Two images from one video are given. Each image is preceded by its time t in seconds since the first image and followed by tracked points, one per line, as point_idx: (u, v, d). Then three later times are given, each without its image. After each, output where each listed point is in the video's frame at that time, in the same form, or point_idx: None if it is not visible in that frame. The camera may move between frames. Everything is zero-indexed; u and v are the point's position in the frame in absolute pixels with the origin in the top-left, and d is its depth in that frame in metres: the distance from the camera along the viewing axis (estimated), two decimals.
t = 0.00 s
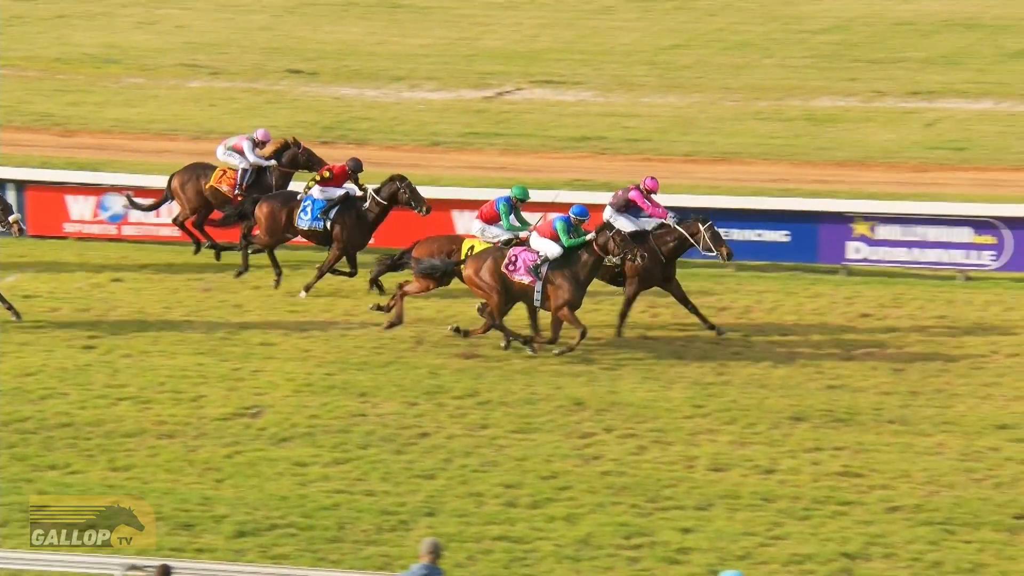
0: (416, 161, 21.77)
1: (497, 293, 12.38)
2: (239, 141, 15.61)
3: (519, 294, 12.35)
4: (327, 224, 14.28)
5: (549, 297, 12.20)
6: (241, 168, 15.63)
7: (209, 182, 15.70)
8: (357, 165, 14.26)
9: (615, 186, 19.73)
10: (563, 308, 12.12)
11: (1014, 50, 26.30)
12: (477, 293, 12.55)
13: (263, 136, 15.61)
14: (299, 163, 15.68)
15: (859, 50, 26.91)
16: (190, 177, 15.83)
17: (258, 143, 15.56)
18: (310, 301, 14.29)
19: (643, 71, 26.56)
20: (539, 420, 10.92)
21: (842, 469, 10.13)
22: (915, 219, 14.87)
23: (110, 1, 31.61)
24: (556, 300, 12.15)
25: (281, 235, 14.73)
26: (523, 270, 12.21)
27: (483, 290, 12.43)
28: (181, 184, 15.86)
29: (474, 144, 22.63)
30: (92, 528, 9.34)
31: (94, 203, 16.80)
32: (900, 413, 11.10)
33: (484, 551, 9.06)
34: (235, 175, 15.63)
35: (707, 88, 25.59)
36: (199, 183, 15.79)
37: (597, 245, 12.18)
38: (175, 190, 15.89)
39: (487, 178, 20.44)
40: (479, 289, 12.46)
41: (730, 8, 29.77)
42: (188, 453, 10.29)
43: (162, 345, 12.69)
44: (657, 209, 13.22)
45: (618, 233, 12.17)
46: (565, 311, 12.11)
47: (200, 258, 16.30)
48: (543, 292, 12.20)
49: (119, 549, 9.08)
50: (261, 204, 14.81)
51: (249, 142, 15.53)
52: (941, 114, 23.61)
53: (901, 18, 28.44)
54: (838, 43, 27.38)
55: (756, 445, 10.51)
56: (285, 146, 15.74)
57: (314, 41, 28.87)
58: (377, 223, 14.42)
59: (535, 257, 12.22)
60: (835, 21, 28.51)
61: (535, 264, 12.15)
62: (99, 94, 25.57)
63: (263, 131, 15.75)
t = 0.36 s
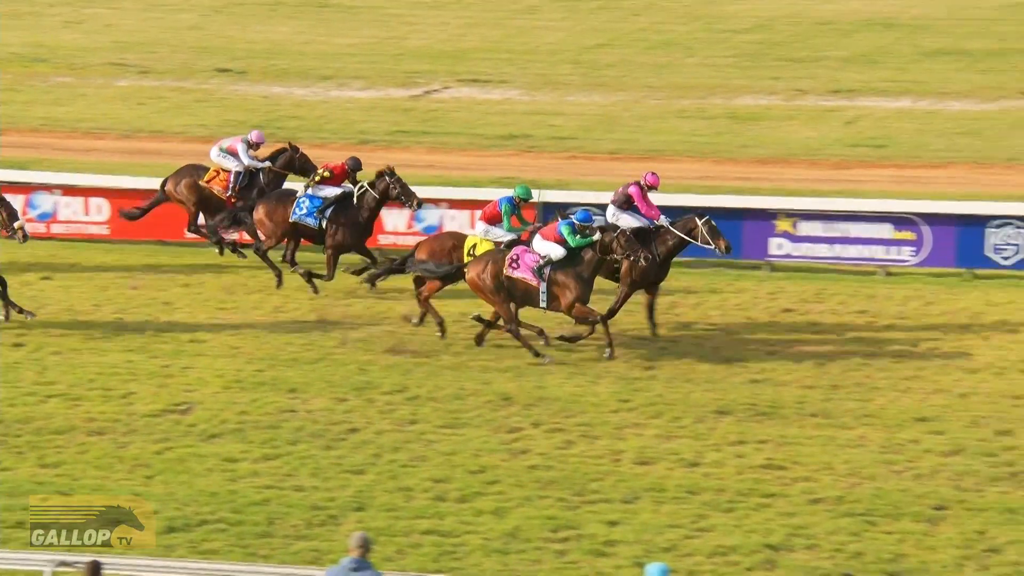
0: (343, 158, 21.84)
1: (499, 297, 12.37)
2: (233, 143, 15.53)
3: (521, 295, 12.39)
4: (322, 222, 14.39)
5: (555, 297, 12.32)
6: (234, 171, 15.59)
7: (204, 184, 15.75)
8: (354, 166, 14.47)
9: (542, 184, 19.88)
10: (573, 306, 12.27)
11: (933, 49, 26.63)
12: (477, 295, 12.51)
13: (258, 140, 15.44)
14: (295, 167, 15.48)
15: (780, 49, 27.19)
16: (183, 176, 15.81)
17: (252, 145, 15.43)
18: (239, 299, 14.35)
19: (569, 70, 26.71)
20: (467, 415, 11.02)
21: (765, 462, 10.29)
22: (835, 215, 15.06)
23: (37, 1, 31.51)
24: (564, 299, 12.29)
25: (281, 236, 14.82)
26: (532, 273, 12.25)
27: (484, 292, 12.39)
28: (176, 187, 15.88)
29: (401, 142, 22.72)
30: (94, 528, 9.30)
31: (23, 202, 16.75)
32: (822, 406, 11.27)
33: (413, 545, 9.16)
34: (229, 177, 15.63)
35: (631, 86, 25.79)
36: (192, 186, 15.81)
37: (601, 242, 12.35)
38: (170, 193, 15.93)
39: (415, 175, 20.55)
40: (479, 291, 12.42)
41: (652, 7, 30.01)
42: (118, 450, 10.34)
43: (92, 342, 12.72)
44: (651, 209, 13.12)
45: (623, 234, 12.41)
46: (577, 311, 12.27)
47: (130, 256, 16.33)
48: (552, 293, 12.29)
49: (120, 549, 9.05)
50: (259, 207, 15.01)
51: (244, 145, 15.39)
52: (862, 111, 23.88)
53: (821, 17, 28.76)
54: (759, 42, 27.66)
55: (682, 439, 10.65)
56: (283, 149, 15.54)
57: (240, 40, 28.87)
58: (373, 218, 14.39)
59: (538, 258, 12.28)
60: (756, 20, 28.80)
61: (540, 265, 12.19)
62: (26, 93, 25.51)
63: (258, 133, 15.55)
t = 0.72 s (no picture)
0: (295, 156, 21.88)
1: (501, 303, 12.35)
2: (228, 144, 15.68)
3: (521, 297, 12.35)
4: (317, 223, 14.49)
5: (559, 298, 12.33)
6: (227, 171, 15.76)
7: (197, 185, 15.93)
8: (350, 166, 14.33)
9: (493, 182, 19.96)
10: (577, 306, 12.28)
11: (879, 48, 26.82)
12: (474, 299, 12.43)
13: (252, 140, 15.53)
14: (291, 170, 15.44)
15: (727, 48, 27.34)
16: (178, 179, 16.04)
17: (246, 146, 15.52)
18: (192, 296, 14.39)
19: (519, 69, 26.79)
20: (418, 412, 11.10)
21: (714, 457, 10.39)
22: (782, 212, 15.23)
23: None
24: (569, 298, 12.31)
25: (279, 237, 14.90)
26: (534, 277, 12.23)
27: (483, 295, 12.32)
28: (171, 191, 16.11)
29: (353, 140, 22.77)
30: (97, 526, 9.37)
31: None
32: (769, 402, 11.39)
33: (364, 540, 9.22)
34: (221, 178, 15.81)
35: (581, 85, 25.90)
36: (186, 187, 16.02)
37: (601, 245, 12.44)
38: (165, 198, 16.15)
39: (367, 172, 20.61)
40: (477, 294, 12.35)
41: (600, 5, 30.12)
42: (70, 447, 10.37)
43: (44, 340, 12.74)
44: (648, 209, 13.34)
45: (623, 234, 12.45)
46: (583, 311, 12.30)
47: (82, 254, 16.36)
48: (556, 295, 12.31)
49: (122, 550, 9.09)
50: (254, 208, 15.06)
51: (239, 145, 15.52)
52: (809, 109, 24.04)
53: (767, 16, 28.93)
54: (707, 41, 27.80)
55: (631, 434, 10.76)
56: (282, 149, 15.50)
57: (191, 39, 28.85)
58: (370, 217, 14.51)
59: (539, 260, 12.26)
60: (704, 19, 28.96)
61: (542, 266, 12.19)
62: None
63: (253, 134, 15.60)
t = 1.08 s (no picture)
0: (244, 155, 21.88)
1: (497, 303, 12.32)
2: (222, 144, 15.68)
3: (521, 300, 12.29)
4: (312, 224, 14.49)
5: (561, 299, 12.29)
6: (221, 172, 15.73)
7: (190, 188, 15.88)
8: (348, 164, 14.59)
9: (441, 180, 20.03)
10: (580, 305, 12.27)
11: (823, 47, 26.99)
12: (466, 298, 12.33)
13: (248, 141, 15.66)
14: (290, 172, 15.78)
15: (674, 47, 27.47)
16: (171, 183, 16.01)
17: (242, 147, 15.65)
18: (141, 294, 14.40)
19: (467, 68, 26.86)
20: (367, 409, 11.16)
21: (661, 453, 10.49)
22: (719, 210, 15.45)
23: None
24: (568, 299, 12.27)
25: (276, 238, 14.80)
26: (534, 280, 12.16)
27: (483, 299, 12.27)
28: (164, 195, 16.06)
29: (302, 139, 22.79)
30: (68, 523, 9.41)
31: None
32: (716, 398, 11.49)
33: (314, 537, 9.28)
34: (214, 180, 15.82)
35: (529, 84, 25.98)
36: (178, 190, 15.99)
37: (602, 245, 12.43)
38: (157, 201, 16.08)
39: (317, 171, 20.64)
40: (475, 296, 12.27)
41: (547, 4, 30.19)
42: (21, 446, 10.39)
43: None
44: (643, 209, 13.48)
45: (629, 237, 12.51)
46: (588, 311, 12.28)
47: (31, 254, 16.36)
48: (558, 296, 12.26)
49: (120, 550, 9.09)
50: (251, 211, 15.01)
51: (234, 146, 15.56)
52: (755, 108, 24.19)
53: (713, 15, 29.07)
54: (653, 41, 27.91)
55: (579, 430, 10.84)
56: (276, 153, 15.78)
57: (140, 38, 28.80)
58: (365, 217, 14.59)
59: (538, 262, 12.19)
60: (650, 19, 29.08)
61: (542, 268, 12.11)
62: None
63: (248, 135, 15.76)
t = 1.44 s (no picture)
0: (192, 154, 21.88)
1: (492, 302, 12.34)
2: (214, 146, 15.71)
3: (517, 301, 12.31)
4: (308, 225, 14.47)
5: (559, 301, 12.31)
6: (213, 174, 15.75)
7: (184, 190, 15.83)
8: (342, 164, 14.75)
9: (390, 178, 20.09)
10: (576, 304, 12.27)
11: (767, 46, 27.17)
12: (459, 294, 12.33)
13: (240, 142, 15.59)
14: (283, 175, 15.66)
15: (620, 46, 27.60)
16: (164, 187, 15.94)
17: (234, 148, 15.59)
18: (90, 293, 14.41)
19: (415, 67, 26.93)
20: (316, 406, 11.21)
21: (608, 448, 10.58)
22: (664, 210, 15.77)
23: None
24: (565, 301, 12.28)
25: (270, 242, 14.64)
26: (532, 281, 12.20)
27: (477, 298, 12.28)
28: (157, 198, 15.97)
29: (251, 137, 22.80)
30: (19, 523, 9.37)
31: None
32: (663, 394, 11.60)
33: (264, 533, 9.33)
34: (206, 184, 15.75)
35: (476, 83, 26.07)
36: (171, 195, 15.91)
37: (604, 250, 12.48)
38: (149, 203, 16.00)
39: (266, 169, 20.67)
40: (468, 291, 12.26)
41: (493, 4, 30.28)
42: None
43: None
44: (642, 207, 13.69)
45: (632, 242, 12.50)
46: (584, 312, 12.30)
47: None
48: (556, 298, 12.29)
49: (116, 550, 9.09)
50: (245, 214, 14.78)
51: (226, 147, 15.54)
52: (701, 107, 24.33)
53: (658, 15, 29.20)
54: (599, 40, 28.04)
55: (527, 426, 10.93)
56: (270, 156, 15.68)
57: (88, 37, 28.75)
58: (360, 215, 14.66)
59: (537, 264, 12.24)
60: (596, 18, 29.21)
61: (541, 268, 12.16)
62: None
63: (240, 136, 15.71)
